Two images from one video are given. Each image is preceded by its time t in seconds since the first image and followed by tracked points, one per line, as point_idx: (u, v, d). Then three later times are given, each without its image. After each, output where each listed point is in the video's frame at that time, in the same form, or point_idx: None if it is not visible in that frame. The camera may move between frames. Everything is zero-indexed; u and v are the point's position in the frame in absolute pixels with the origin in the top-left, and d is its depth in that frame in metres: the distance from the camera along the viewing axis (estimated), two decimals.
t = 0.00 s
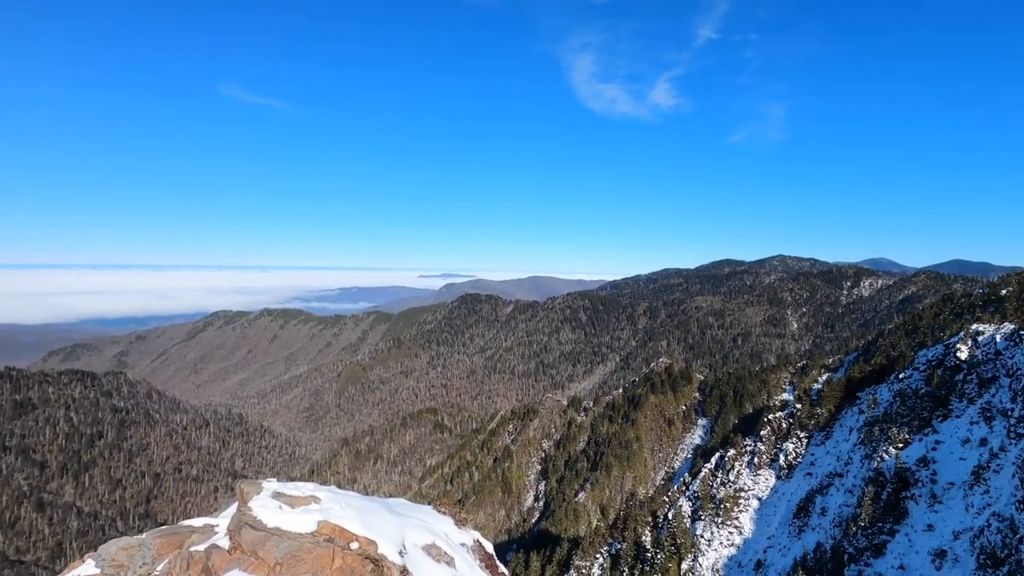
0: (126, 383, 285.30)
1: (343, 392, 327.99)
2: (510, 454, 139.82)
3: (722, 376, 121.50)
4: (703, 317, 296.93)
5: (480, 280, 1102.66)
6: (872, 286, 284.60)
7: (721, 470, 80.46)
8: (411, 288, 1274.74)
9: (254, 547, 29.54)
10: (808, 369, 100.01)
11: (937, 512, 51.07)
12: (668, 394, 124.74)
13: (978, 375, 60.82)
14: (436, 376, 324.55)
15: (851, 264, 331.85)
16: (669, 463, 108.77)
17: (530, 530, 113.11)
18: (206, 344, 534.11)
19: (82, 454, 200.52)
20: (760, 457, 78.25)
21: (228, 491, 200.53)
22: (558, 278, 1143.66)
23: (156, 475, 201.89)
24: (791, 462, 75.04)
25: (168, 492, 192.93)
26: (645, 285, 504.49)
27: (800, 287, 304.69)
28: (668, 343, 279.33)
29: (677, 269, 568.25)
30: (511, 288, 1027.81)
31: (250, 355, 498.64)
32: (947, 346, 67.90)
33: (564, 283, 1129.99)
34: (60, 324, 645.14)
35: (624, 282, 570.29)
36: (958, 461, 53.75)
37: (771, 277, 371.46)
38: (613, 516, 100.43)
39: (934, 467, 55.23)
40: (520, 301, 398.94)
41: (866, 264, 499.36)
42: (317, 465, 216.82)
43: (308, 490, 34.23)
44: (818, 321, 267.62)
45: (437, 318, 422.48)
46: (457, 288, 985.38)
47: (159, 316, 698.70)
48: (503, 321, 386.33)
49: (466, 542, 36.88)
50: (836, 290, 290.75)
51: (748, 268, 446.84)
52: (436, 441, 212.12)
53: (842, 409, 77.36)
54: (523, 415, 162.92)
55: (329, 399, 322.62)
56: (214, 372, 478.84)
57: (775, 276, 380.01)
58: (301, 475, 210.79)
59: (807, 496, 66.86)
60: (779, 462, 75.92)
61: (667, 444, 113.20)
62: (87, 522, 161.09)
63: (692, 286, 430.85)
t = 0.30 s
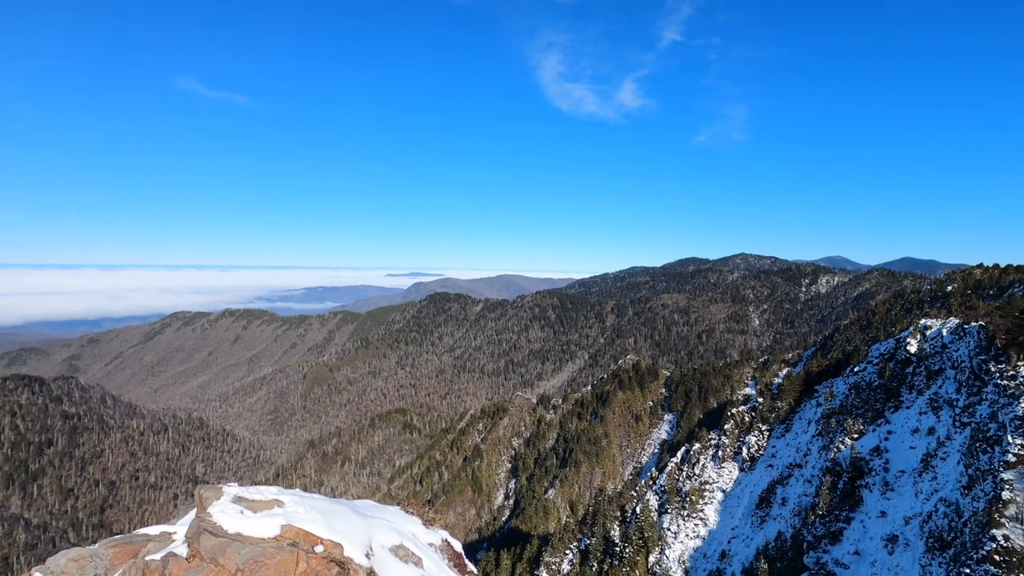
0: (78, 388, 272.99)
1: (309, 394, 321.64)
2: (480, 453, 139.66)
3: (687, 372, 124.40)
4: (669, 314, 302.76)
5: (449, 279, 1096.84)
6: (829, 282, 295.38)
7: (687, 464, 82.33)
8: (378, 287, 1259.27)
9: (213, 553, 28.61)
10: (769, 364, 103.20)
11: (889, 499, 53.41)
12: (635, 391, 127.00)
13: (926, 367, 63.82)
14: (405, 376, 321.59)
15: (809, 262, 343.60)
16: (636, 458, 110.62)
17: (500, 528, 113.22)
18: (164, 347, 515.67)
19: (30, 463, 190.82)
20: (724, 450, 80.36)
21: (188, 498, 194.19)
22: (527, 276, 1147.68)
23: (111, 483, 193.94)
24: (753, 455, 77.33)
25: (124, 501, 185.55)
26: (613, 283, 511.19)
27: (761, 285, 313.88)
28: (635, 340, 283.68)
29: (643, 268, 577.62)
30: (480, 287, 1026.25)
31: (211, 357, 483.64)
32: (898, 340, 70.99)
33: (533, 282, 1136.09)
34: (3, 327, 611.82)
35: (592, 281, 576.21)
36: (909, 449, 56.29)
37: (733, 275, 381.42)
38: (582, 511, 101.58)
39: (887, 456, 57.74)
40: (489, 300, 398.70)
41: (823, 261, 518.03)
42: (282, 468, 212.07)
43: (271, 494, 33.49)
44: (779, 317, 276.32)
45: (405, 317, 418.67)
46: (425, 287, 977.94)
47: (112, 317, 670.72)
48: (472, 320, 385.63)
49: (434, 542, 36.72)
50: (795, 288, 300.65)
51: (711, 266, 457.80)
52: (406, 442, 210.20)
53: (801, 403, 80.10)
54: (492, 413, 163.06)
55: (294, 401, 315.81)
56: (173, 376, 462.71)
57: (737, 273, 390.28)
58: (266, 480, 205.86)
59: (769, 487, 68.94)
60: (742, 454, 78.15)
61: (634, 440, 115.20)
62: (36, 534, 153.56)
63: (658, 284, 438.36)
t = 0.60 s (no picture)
0: (26, 394, 260.02)
1: (274, 396, 314.42)
2: (450, 452, 138.90)
3: (654, 369, 126.74)
4: (637, 312, 307.46)
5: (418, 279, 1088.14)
6: (789, 280, 304.59)
7: (655, 459, 83.88)
8: (346, 288, 1239.86)
9: (172, 562, 27.70)
10: (733, 360, 105.90)
11: (846, 488, 55.55)
12: (604, 388, 128.75)
13: (880, 361, 66.55)
14: (374, 377, 317.57)
15: (770, 260, 353.42)
16: (605, 454, 112.08)
17: (471, 527, 113.02)
18: (119, 349, 496.08)
19: None
20: (691, 445, 82.15)
21: (147, 507, 187.35)
22: (497, 275, 1148.14)
23: (64, 493, 185.46)
24: (718, 449, 79.30)
25: (78, 511, 177.72)
26: (581, 281, 515.74)
27: (725, 283, 321.74)
28: (604, 338, 286.98)
29: (611, 266, 584.96)
30: (449, 286, 1021.70)
31: (170, 360, 467.39)
32: (854, 336, 73.79)
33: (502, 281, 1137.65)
34: None
35: (561, 279, 580.66)
36: (864, 440, 58.74)
37: (698, 273, 389.55)
38: (553, 509, 102.36)
39: (843, 447, 60.07)
40: (459, 299, 397.16)
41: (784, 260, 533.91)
42: (246, 473, 206.75)
43: (233, 499, 32.64)
44: (742, 314, 283.52)
45: (373, 317, 413.59)
46: (394, 287, 966.85)
47: (63, 320, 641.30)
48: (442, 319, 383.60)
49: (403, 544, 36.48)
50: (757, 285, 308.99)
51: (677, 264, 466.93)
52: (375, 443, 207.53)
53: (763, 397, 82.52)
54: (463, 413, 162.63)
55: (259, 404, 308.24)
56: (129, 379, 445.48)
57: (702, 272, 399.16)
58: (230, 485, 200.34)
59: (733, 480, 70.84)
60: (707, 449, 80.09)
61: (604, 436, 116.70)
62: None
63: (626, 282, 444.54)
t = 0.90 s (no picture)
0: None
1: (239, 398, 306.50)
2: (421, 452, 137.89)
3: (624, 366, 128.60)
4: (607, 310, 311.02)
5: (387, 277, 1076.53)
6: (753, 278, 312.67)
7: (624, 455, 85.10)
8: (313, 287, 1217.00)
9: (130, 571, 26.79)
10: (700, 356, 108.20)
11: (807, 479, 57.52)
12: (575, 385, 130.06)
13: (838, 356, 68.97)
14: (343, 377, 312.76)
15: (735, 258, 362.30)
16: (576, 451, 113.13)
17: (443, 527, 112.57)
18: (73, 352, 475.41)
19: None
20: (659, 440, 83.57)
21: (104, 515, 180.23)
22: (467, 274, 1145.46)
23: (13, 503, 176.71)
24: (685, 443, 80.94)
25: (29, 521, 169.59)
26: (552, 279, 518.59)
27: (691, 281, 328.37)
28: (575, 336, 289.27)
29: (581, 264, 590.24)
30: (420, 284, 1013.99)
31: (128, 363, 450.56)
32: (814, 331, 76.23)
33: (473, 279, 1135.94)
34: None
35: (531, 277, 582.87)
36: (824, 432, 60.92)
37: (666, 271, 396.42)
38: (525, 506, 102.80)
39: (804, 439, 62.18)
40: (429, 298, 394.40)
41: (747, 258, 547.67)
42: (210, 478, 201.01)
43: (194, 505, 31.72)
44: (708, 311, 289.66)
45: (342, 317, 407.43)
46: (363, 286, 954.26)
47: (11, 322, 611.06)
48: (412, 318, 380.48)
49: (373, 545, 36.08)
50: (722, 283, 316.15)
51: (645, 263, 474.06)
52: (344, 444, 204.41)
53: (729, 392, 84.59)
54: (433, 412, 161.85)
55: (223, 406, 300.05)
56: (84, 383, 427.41)
57: (670, 270, 406.17)
58: (192, 491, 194.43)
59: (700, 473, 72.45)
60: (675, 443, 81.65)
61: (574, 433, 117.82)
62: None
63: (596, 280, 449.00)
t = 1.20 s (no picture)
0: None
1: (203, 400, 298.29)
2: (392, 452, 136.78)
3: (594, 362, 130.15)
4: (578, 307, 313.87)
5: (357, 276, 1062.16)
6: (720, 274, 319.81)
7: (596, 450, 86.14)
8: (280, 286, 1191.94)
9: None
10: (668, 352, 110.24)
11: (771, 470, 59.26)
12: (547, 382, 130.99)
13: (800, 350, 71.18)
14: (311, 377, 307.50)
15: (702, 256, 369.81)
16: (548, 447, 113.99)
17: (415, 526, 111.95)
18: (24, 354, 454.32)
19: None
20: (629, 435, 84.84)
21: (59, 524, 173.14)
22: (438, 272, 1138.60)
23: None
24: (655, 437, 82.36)
25: None
26: (524, 277, 519.88)
27: (660, 278, 334.05)
28: (546, 333, 290.96)
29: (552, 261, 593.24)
30: (390, 282, 1003.40)
31: (84, 365, 433.31)
32: (777, 327, 78.47)
33: (444, 277, 1130.21)
34: None
35: (503, 275, 583.32)
36: (787, 424, 62.91)
37: (636, 268, 401.92)
38: (497, 503, 103.11)
39: (769, 431, 64.03)
40: (400, 296, 390.81)
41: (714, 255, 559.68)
42: (173, 482, 195.20)
43: (155, 511, 30.85)
44: (676, 307, 295.18)
45: (310, 316, 400.23)
46: (332, 284, 938.41)
47: None
48: (383, 316, 376.53)
49: (342, 547, 35.68)
50: (690, 280, 322.64)
51: (616, 260, 479.78)
52: (313, 445, 201.06)
53: (697, 387, 86.38)
54: (405, 411, 160.79)
55: (186, 409, 291.43)
56: (36, 387, 409.11)
57: (639, 267, 412.16)
58: (154, 496, 188.56)
59: (669, 466, 73.83)
60: (645, 438, 83.00)
61: (546, 429, 118.63)
62: None
63: (567, 278, 452.37)
